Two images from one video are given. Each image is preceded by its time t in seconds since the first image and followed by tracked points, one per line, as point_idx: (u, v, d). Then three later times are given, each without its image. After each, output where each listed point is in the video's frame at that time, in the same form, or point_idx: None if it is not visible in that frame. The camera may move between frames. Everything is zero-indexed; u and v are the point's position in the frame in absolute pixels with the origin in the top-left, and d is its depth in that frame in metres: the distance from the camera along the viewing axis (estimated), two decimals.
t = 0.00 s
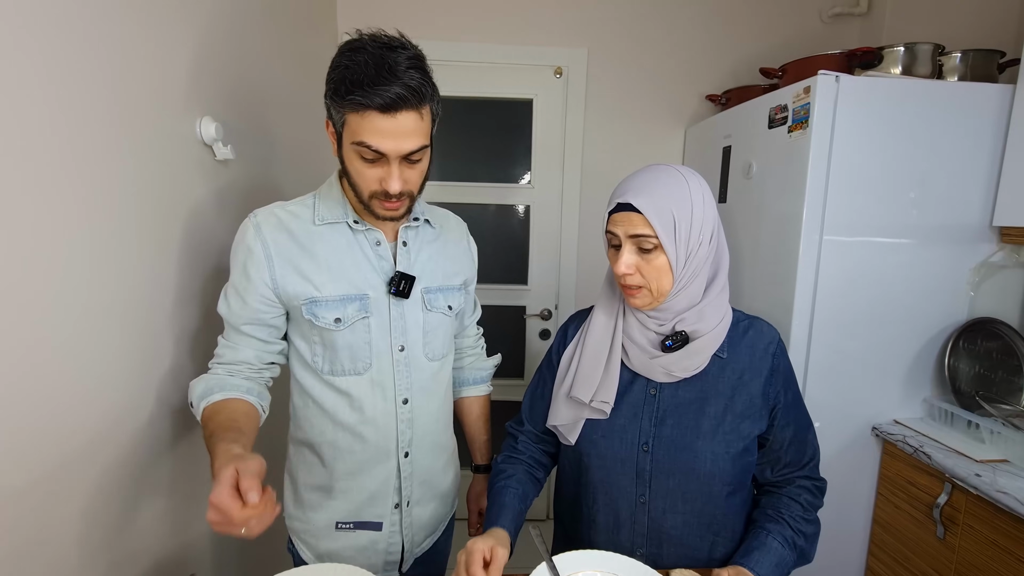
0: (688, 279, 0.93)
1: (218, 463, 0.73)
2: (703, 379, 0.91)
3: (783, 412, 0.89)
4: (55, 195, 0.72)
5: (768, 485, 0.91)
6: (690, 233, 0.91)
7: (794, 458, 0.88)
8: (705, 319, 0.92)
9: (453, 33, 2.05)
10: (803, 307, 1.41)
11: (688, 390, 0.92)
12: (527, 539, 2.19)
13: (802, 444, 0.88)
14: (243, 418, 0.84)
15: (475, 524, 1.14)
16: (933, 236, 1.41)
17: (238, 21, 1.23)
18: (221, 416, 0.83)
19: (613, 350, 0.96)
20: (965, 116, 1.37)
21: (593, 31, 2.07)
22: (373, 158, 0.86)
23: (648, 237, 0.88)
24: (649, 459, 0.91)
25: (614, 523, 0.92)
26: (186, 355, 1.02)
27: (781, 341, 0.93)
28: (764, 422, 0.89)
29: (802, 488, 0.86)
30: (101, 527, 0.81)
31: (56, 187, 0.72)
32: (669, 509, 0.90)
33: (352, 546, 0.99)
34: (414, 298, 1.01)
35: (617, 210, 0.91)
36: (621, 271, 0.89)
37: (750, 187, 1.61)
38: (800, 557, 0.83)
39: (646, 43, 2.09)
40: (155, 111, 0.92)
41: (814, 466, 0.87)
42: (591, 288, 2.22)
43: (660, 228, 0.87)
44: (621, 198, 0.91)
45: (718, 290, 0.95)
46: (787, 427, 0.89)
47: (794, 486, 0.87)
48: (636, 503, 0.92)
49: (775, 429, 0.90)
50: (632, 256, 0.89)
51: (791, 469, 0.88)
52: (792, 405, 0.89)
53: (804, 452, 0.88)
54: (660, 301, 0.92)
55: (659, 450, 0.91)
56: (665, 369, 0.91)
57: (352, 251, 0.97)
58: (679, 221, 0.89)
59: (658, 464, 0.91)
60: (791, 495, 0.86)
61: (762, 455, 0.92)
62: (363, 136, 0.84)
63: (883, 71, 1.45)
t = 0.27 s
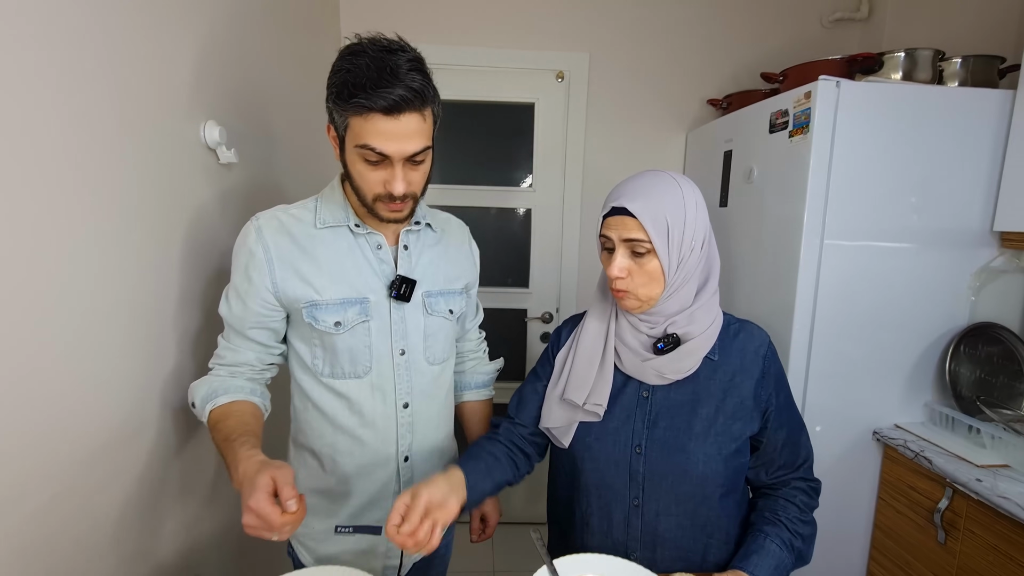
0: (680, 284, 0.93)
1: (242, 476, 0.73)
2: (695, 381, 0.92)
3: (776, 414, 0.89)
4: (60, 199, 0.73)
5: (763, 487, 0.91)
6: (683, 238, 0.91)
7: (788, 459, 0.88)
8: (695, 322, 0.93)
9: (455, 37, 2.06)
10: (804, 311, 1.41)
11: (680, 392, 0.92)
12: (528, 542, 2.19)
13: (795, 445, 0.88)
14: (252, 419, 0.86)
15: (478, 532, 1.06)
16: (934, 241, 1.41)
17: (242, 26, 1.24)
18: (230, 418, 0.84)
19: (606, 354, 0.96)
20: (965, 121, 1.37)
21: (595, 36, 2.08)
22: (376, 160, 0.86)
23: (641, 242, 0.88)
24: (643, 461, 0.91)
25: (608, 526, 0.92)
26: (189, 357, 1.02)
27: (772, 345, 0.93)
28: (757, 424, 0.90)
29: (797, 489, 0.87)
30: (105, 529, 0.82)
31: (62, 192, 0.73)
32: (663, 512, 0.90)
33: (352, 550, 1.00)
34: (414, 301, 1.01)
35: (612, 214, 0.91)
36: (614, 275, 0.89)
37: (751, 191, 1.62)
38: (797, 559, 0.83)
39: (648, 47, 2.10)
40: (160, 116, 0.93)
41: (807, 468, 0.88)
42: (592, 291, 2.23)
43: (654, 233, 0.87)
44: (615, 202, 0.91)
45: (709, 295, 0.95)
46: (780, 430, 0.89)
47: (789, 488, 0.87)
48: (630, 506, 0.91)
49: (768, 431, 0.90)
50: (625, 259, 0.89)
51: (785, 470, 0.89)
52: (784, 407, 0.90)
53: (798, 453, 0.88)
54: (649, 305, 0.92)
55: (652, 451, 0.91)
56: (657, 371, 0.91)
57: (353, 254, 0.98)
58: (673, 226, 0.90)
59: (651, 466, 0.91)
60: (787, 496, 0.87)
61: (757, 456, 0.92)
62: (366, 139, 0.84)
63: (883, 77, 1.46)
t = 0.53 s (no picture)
0: (676, 287, 0.94)
1: (255, 475, 0.74)
2: (688, 382, 0.93)
3: (766, 415, 0.91)
4: (66, 200, 0.74)
5: (754, 487, 0.92)
6: (682, 244, 0.92)
7: (777, 459, 0.90)
8: (686, 324, 0.94)
9: (458, 39, 2.06)
10: (806, 312, 1.41)
11: (673, 394, 0.93)
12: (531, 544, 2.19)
13: (783, 445, 0.90)
14: (259, 420, 0.86)
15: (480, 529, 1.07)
16: (936, 242, 1.41)
17: (245, 28, 1.25)
18: (237, 420, 0.84)
19: (599, 356, 0.96)
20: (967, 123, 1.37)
21: (597, 38, 2.08)
22: (379, 165, 0.86)
23: (642, 249, 0.88)
24: (638, 463, 0.91)
25: (604, 528, 0.92)
26: (193, 357, 1.03)
27: (761, 346, 0.95)
28: (749, 425, 0.91)
29: (788, 487, 0.89)
30: (110, 526, 0.82)
31: (68, 193, 0.74)
32: (658, 514, 0.90)
33: (355, 552, 0.99)
34: (417, 302, 1.01)
35: (612, 220, 0.91)
36: (615, 281, 0.88)
37: (753, 192, 1.62)
38: (792, 556, 0.84)
39: (650, 49, 2.10)
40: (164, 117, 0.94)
41: (796, 467, 0.90)
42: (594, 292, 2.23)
43: (656, 240, 0.88)
44: (617, 207, 0.91)
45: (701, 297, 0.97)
46: (769, 430, 0.91)
47: (780, 486, 0.89)
48: (625, 509, 0.91)
49: (758, 432, 0.92)
50: (626, 266, 0.89)
51: (775, 470, 0.90)
52: (772, 408, 0.92)
53: (786, 452, 0.90)
54: (646, 310, 0.93)
55: (647, 454, 0.91)
56: (652, 374, 0.91)
57: (356, 256, 0.98)
58: (672, 232, 0.90)
59: (646, 468, 0.91)
60: (779, 494, 0.88)
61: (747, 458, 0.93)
62: (369, 144, 0.84)
63: (885, 78, 1.46)
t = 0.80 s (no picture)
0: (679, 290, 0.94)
1: (264, 473, 0.75)
2: (686, 388, 0.92)
3: (761, 420, 0.91)
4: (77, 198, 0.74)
5: (749, 491, 0.92)
6: (687, 249, 0.92)
7: (771, 462, 0.90)
8: (687, 328, 0.93)
9: (462, 39, 2.07)
10: (813, 312, 1.41)
11: (672, 398, 0.92)
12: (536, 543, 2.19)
13: (778, 449, 0.90)
14: (267, 418, 0.86)
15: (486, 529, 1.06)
16: (943, 242, 1.40)
17: (251, 28, 1.25)
18: (245, 419, 0.85)
19: (598, 358, 0.96)
20: (974, 121, 1.36)
21: (602, 37, 2.08)
22: (387, 165, 0.87)
23: (649, 253, 0.88)
24: (635, 465, 0.91)
25: (600, 529, 0.92)
26: (200, 355, 1.03)
27: (756, 352, 0.95)
28: (744, 428, 0.91)
29: (783, 488, 0.89)
30: (118, 522, 0.83)
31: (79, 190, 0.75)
32: (655, 515, 0.90)
33: (362, 549, 1.00)
34: (423, 302, 1.01)
35: (619, 223, 0.91)
36: (619, 283, 0.88)
37: (759, 192, 1.62)
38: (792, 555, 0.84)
39: (655, 48, 2.10)
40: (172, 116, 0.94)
41: (788, 469, 0.90)
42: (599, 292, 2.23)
43: (663, 244, 0.88)
44: (624, 210, 0.91)
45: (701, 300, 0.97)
46: (763, 435, 0.91)
47: (775, 486, 0.89)
48: (622, 511, 0.91)
49: (753, 436, 0.92)
50: (630, 268, 0.89)
51: (769, 472, 0.90)
52: (767, 414, 0.92)
53: (780, 456, 0.90)
54: (647, 313, 0.93)
55: (645, 456, 0.91)
56: (651, 377, 0.91)
57: (363, 255, 0.98)
58: (679, 237, 0.91)
59: (644, 469, 0.91)
60: (775, 495, 0.88)
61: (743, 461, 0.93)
62: (376, 144, 0.85)
63: (891, 77, 1.45)
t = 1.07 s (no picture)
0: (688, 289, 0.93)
1: (280, 468, 0.75)
2: (691, 383, 0.92)
3: (767, 419, 0.91)
4: (88, 196, 0.74)
5: (756, 490, 0.91)
6: (700, 248, 0.92)
7: (778, 461, 0.89)
8: (693, 325, 0.93)
9: (468, 37, 2.06)
10: (821, 311, 1.40)
11: (677, 394, 0.92)
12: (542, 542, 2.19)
13: (785, 448, 0.90)
14: (280, 415, 0.87)
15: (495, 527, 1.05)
16: (953, 240, 1.39)
17: (259, 27, 1.25)
18: (257, 416, 0.85)
19: (605, 355, 0.96)
20: (984, 119, 1.35)
21: (608, 35, 2.08)
22: (397, 162, 0.87)
23: (664, 251, 0.88)
24: (639, 460, 0.91)
25: (603, 525, 0.92)
26: (209, 353, 1.03)
27: (762, 351, 0.94)
28: (749, 427, 0.91)
29: (792, 487, 0.87)
30: (130, 519, 0.83)
31: (89, 188, 0.75)
32: (657, 510, 0.90)
33: (372, 546, 1.01)
34: (432, 300, 1.01)
35: (636, 220, 0.90)
36: (632, 279, 0.88)
37: (766, 190, 1.61)
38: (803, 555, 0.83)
39: (661, 46, 2.09)
40: (182, 115, 0.94)
41: (797, 469, 0.89)
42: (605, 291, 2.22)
43: (679, 243, 0.88)
44: (639, 207, 0.91)
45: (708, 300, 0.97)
46: (771, 433, 0.91)
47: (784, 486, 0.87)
48: (625, 505, 0.91)
49: (759, 434, 0.91)
50: (644, 265, 0.89)
51: (777, 472, 0.89)
52: (773, 412, 0.91)
53: (788, 455, 0.89)
54: (656, 312, 0.92)
55: (649, 451, 0.91)
56: (656, 373, 0.91)
57: (373, 253, 0.98)
58: (693, 236, 0.91)
59: (648, 465, 0.91)
60: (784, 494, 0.87)
61: (749, 460, 0.93)
62: (387, 142, 0.85)
63: (901, 75, 1.44)
